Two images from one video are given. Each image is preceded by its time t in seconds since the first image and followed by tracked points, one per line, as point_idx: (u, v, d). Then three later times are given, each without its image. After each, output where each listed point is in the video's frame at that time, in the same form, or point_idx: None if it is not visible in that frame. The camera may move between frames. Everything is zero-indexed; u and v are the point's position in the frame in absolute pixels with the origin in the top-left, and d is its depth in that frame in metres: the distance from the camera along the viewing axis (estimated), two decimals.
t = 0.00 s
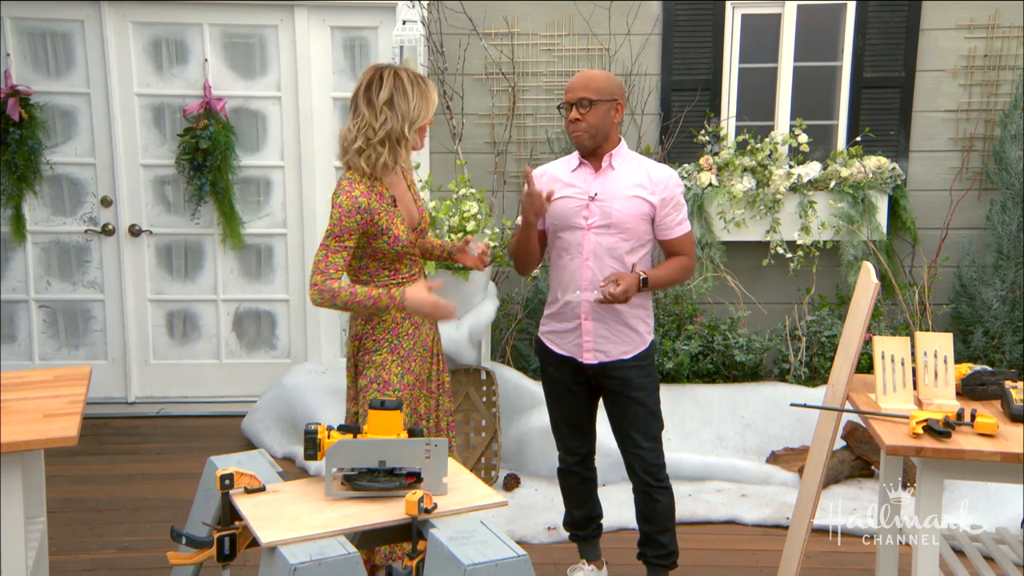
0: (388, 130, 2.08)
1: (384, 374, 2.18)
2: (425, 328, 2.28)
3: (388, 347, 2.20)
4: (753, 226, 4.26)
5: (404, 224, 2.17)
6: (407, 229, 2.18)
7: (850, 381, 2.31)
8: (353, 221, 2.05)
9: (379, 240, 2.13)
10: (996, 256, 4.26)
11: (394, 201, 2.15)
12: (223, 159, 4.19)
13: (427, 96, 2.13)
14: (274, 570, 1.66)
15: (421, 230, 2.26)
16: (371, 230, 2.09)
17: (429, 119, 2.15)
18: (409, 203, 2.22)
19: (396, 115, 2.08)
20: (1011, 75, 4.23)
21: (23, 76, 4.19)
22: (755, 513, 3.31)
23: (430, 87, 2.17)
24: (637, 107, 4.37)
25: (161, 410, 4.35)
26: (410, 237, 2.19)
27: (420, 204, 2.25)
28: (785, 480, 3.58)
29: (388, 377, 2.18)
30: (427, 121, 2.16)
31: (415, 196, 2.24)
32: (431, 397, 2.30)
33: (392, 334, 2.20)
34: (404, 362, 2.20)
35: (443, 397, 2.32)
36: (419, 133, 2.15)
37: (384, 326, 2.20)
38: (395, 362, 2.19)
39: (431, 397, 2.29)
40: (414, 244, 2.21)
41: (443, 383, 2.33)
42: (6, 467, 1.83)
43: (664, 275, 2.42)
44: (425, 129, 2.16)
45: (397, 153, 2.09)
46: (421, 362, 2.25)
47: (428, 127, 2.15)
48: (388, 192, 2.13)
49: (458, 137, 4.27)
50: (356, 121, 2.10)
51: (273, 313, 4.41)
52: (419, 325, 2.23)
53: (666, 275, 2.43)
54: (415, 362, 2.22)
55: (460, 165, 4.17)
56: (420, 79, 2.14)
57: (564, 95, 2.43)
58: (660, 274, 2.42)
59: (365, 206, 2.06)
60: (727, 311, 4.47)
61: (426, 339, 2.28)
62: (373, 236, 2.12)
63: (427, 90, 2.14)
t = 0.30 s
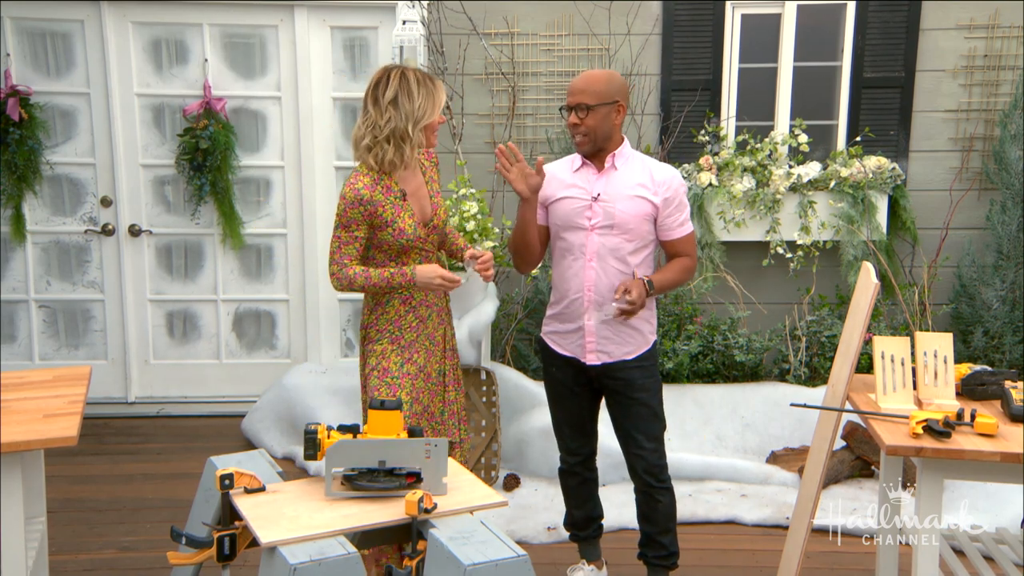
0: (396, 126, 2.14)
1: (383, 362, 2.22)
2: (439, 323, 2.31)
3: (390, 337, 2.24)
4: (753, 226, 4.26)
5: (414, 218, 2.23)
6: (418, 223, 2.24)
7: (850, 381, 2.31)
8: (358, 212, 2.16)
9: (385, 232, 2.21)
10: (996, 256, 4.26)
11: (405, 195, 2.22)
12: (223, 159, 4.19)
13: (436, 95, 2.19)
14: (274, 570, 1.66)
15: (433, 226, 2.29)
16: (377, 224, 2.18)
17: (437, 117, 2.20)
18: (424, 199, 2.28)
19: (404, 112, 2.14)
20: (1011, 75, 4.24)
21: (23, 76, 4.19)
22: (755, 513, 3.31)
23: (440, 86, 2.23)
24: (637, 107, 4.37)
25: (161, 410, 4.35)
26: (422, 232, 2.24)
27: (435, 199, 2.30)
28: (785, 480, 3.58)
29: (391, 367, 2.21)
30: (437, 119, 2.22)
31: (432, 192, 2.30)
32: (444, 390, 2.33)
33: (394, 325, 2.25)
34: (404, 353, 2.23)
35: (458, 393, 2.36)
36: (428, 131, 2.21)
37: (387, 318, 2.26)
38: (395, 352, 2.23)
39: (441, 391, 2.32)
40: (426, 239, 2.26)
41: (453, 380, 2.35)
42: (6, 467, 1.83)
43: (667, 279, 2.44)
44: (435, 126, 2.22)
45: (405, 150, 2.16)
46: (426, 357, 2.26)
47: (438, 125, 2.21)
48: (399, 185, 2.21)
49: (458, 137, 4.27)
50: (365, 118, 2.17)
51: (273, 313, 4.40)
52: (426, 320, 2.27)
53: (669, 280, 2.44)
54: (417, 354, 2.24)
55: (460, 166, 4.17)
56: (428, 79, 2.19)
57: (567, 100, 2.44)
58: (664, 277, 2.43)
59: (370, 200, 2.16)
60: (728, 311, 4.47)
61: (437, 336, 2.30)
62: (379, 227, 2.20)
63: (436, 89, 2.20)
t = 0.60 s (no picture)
0: (362, 112, 2.29)
1: (368, 362, 2.31)
2: (431, 324, 2.36)
3: (374, 336, 2.32)
4: (753, 226, 4.26)
5: (406, 212, 2.31)
6: (410, 219, 2.31)
7: (850, 381, 2.31)
8: (346, 195, 2.25)
9: (375, 221, 2.29)
10: (996, 256, 4.26)
11: (398, 187, 2.31)
12: (223, 159, 4.19)
13: (404, 84, 2.28)
14: (274, 570, 1.66)
15: (427, 225, 2.35)
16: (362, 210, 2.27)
17: (410, 100, 2.29)
18: (421, 196, 2.36)
19: (368, 99, 2.28)
20: (1011, 75, 4.23)
21: (23, 76, 4.19)
22: (755, 513, 3.31)
23: (419, 79, 2.31)
24: (637, 107, 4.38)
25: (161, 410, 4.35)
26: (415, 228, 2.32)
27: (432, 198, 2.37)
28: (785, 480, 3.58)
29: (377, 368, 2.30)
30: (410, 108, 2.29)
31: (431, 192, 2.38)
32: (436, 391, 2.38)
33: (380, 324, 2.31)
34: (389, 353, 2.31)
35: (452, 396, 2.39)
36: (401, 120, 2.30)
37: (374, 317, 2.32)
38: (379, 352, 2.31)
39: (434, 391, 2.37)
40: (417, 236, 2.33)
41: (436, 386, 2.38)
42: (6, 468, 1.83)
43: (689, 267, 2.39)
44: (408, 115, 2.29)
45: (371, 134, 2.27)
46: (414, 357, 2.33)
47: (408, 112, 2.28)
48: (390, 175, 2.31)
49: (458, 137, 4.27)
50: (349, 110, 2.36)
51: (273, 313, 4.40)
52: (412, 321, 2.33)
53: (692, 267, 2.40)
54: (404, 354, 2.32)
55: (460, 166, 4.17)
56: (403, 67, 2.30)
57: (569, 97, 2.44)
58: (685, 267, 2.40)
59: (359, 185, 2.26)
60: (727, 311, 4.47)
61: (428, 337, 2.35)
62: (368, 215, 2.29)
63: (411, 80, 2.30)
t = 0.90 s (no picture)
0: (343, 105, 2.37)
1: (332, 351, 2.42)
2: (397, 319, 2.43)
3: (337, 326, 2.43)
4: (752, 226, 4.26)
5: (372, 203, 2.37)
6: (376, 210, 2.37)
7: (850, 381, 2.30)
8: (314, 176, 2.38)
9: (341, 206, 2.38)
10: (996, 256, 4.26)
11: (368, 177, 2.39)
12: (223, 159, 4.19)
13: (380, 80, 2.33)
14: (273, 570, 1.66)
15: (395, 219, 2.38)
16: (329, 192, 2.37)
17: (383, 94, 2.33)
18: (394, 190, 2.40)
19: (348, 92, 2.36)
20: (1010, 75, 4.24)
21: (23, 76, 4.19)
22: (755, 513, 3.30)
23: (398, 76, 2.36)
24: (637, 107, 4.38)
25: (161, 410, 4.35)
26: (381, 220, 2.37)
27: (404, 194, 2.40)
28: (785, 480, 3.58)
29: (338, 356, 2.41)
30: (385, 103, 2.34)
31: (405, 188, 2.41)
32: (395, 384, 2.45)
33: (341, 313, 2.42)
34: (351, 343, 2.41)
35: (412, 391, 2.45)
36: (377, 114, 2.35)
37: (337, 305, 2.43)
38: (342, 341, 2.41)
39: (393, 383, 2.45)
40: (383, 228, 2.37)
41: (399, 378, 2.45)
42: (6, 468, 1.83)
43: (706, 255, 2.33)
44: (383, 110, 2.34)
45: (348, 127, 2.36)
46: (376, 348, 2.42)
47: (383, 108, 2.33)
48: (362, 165, 2.39)
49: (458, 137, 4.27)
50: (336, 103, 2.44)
51: (273, 313, 4.40)
52: (374, 310, 2.41)
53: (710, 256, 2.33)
54: (365, 345, 2.41)
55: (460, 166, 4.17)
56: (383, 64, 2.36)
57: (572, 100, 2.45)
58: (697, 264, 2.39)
59: (327, 168, 2.37)
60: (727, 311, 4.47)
61: (392, 331, 2.43)
62: (336, 200, 2.38)
63: (388, 77, 2.35)
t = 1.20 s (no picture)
0: (327, 104, 2.39)
1: (312, 348, 2.41)
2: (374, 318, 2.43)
3: (316, 322, 2.42)
4: (752, 226, 4.26)
5: (350, 199, 2.37)
6: (354, 206, 2.37)
7: (850, 381, 2.30)
8: (293, 169, 2.39)
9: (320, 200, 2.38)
10: (996, 256, 4.26)
11: (347, 173, 2.39)
12: (223, 159, 4.20)
13: (364, 80, 2.35)
14: (273, 570, 1.66)
15: (372, 216, 2.38)
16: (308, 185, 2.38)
17: (365, 95, 2.34)
18: (372, 188, 2.41)
19: (332, 91, 2.37)
20: (1010, 75, 4.24)
21: (23, 76, 4.19)
22: (755, 513, 3.30)
23: (382, 77, 2.38)
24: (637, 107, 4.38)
25: (161, 410, 4.35)
26: (358, 216, 2.37)
27: (383, 192, 2.40)
28: (785, 480, 3.58)
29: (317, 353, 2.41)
30: (369, 102, 2.35)
31: (384, 186, 2.41)
32: (368, 383, 2.45)
33: (320, 310, 2.41)
34: (330, 340, 2.40)
35: (384, 388, 2.45)
36: (359, 113, 2.36)
37: (316, 302, 2.43)
38: (321, 339, 2.40)
39: (365, 382, 2.45)
40: (360, 225, 2.38)
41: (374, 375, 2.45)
42: (6, 468, 1.83)
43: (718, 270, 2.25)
44: (365, 109, 2.35)
45: (331, 125, 2.38)
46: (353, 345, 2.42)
47: (366, 106, 2.34)
48: (342, 161, 2.40)
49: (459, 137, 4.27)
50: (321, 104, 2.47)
51: (273, 313, 4.40)
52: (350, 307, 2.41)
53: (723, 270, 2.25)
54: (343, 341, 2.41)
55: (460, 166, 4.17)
56: (368, 65, 2.37)
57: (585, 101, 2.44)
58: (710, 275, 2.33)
59: (306, 163, 2.38)
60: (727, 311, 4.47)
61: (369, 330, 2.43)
62: (315, 195, 2.38)
63: (373, 77, 2.37)
